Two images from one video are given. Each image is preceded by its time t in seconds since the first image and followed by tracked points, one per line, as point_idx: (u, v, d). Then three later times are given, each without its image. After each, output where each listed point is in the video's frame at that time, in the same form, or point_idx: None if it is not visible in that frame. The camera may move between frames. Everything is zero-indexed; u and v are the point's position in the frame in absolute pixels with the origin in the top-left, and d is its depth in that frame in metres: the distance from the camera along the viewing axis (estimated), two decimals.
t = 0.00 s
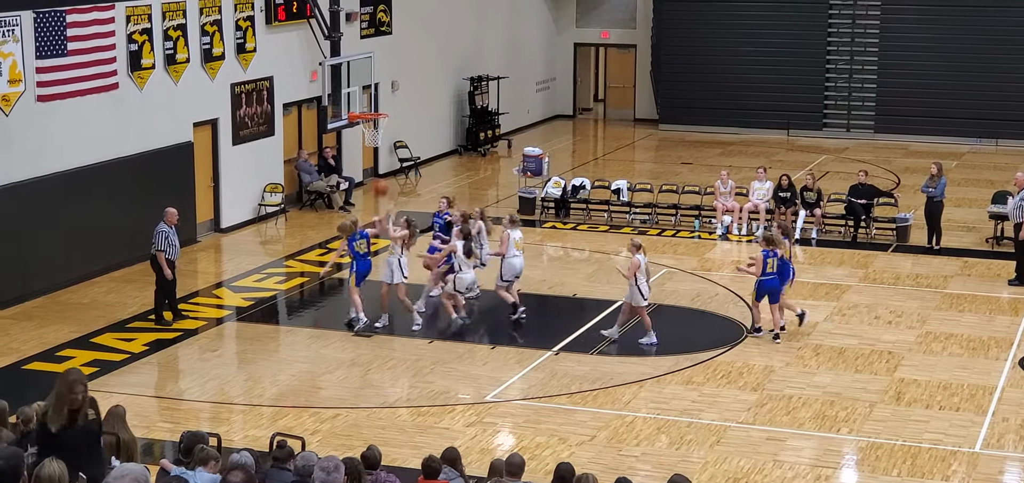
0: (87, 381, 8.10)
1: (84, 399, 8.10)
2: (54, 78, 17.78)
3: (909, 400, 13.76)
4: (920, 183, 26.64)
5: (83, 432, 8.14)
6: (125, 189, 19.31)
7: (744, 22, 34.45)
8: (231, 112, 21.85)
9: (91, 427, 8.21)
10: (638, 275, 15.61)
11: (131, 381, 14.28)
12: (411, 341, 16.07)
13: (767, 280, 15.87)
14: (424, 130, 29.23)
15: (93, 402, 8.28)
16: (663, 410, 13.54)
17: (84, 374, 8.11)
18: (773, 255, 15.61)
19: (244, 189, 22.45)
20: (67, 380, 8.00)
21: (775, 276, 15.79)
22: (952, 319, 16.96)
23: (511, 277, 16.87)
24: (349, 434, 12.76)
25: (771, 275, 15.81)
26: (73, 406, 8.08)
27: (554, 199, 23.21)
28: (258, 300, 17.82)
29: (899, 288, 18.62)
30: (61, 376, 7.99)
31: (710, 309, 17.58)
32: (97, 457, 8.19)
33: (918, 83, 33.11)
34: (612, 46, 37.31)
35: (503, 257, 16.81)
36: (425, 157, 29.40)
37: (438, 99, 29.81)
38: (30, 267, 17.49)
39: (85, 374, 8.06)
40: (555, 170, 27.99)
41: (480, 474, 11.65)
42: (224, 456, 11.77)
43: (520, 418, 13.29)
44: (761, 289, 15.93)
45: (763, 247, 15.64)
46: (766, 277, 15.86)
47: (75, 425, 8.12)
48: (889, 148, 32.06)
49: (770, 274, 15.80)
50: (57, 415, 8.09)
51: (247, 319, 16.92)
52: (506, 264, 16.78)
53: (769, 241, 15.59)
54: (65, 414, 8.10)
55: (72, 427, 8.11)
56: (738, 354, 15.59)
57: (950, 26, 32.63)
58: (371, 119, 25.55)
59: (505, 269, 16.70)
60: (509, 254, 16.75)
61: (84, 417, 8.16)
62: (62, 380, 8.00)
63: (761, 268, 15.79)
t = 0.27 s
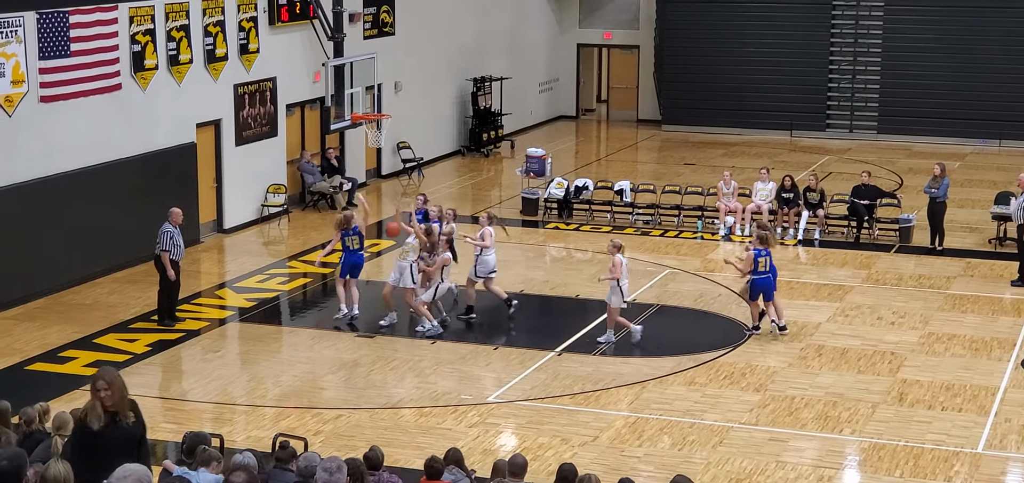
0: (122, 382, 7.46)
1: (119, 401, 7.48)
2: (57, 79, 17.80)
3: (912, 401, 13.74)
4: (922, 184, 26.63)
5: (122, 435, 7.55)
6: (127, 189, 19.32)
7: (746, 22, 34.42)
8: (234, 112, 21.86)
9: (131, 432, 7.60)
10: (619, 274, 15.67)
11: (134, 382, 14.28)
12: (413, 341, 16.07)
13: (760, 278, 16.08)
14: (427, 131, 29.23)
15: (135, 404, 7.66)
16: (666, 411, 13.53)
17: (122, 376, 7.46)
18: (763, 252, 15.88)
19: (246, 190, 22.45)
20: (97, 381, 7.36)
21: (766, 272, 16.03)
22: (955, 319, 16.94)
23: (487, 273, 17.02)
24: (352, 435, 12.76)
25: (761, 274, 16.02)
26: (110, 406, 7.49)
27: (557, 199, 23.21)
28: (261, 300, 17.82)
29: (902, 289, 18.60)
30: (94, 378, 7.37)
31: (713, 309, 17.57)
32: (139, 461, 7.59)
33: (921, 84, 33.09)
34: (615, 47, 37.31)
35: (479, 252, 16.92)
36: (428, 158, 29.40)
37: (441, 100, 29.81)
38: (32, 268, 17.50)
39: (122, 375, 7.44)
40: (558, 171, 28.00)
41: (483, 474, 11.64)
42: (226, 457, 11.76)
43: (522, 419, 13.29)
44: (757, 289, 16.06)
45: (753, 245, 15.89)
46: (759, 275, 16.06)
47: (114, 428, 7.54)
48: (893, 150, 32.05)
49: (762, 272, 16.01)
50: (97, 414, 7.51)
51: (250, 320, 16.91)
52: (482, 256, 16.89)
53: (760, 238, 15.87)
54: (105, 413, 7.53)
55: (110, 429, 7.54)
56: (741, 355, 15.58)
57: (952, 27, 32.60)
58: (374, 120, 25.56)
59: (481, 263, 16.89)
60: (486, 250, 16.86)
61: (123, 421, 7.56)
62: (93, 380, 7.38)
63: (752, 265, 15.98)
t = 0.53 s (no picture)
0: (149, 394, 7.67)
1: (141, 410, 7.70)
2: (60, 80, 17.81)
3: (914, 402, 13.73)
4: (925, 185, 26.60)
5: (141, 442, 7.79)
6: (130, 190, 19.32)
7: (749, 23, 34.40)
8: (237, 113, 21.86)
9: (152, 440, 7.81)
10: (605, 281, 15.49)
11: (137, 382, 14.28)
12: (416, 342, 16.07)
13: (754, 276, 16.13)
14: (430, 132, 29.22)
15: (166, 416, 7.86)
16: (669, 411, 13.53)
17: (150, 387, 7.70)
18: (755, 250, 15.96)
19: (249, 190, 22.46)
20: (128, 384, 7.66)
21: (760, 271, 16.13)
22: (958, 320, 16.92)
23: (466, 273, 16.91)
24: (355, 435, 12.76)
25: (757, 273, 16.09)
26: (132, 413, 7.73)
27: (560, 199, 23.20)
28: (264, 301, 17.82)
29: (905, 290, 18.58)
30: (127, 380, 7.68)
31: (716, 310, 17.56)
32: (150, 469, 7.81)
33: (924, 84, 33.06)
34: (618, 48, 37.31)
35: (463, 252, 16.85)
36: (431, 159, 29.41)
37: (444, 101, 29.81)
38: (35, 269, 17.51)
39: (150, 387, 7.67)
40: (561, 171, 28.01)
41: (486, 475, 11.64)
42: (229, 457, 11.76)
43: (525, 419, 13.28)
44: (756, 289, 16.15)
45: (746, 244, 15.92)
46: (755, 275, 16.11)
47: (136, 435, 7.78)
48: (896, 150, 32.04)
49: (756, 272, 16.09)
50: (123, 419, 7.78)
51: (252, 320, 16.91)
52: (465, 257, 16.84)
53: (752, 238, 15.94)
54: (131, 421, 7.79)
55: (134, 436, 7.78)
56: (744, 355, 15.58)
57: (955, 27, 32.56)
58: (377, 121, 25.56)
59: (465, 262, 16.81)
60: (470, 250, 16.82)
61: (147, 429, 7.78)
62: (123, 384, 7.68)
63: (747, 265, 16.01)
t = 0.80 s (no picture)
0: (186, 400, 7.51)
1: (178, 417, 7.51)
2: (62, 81, 17.82)
3: (917, 402, 13.72)
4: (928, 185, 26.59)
5: (173, 452, 7.55)
6: (132, 190, 19.33)
7: (751, 23, 34.41)
8: (239, 113, 21.87)
9: (183, 449, 7.59)
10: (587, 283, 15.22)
11: (139, 383, 14.29)
12: (418, 342, 16.07)
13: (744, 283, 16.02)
14: (432, 133, 29.24)
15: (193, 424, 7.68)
16: (671, 411, 13.52)
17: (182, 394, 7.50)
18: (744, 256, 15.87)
19: (251, 190, 22.47)
20: (159, 394, 7.43)
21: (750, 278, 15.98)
22: (960, 320, 16.91)
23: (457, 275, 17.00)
24: (357, 435, 12.76)
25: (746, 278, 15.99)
26: (166, 421, 7.52)
27: (562, 200, 23.21)
28: (266, 301, 17.82)
29: (907, 290, 18.56)
30: (155, 388, 7.46)
31: (718, 311, 17.55)
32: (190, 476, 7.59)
33: (925, 85, 33.05)
34: (620, 48, 37.30)
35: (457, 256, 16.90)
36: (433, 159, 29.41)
37: (446, 102, 29.81)
38: (38, 269, 17.52)
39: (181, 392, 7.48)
40: (563, 171, 28.02)
41: (488, 475, 11.64)
42: (232, 457, 11.77)
43: (527, 420, 13.28)
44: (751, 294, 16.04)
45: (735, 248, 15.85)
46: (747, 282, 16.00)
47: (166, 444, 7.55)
48: (898, 150, 32.02)
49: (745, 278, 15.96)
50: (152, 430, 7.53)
51: (254, 321, 16.92)
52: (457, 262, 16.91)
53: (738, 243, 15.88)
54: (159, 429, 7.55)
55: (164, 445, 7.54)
56: (746, 356, 15.57)
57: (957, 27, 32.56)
58: (380, 121, 25.56)
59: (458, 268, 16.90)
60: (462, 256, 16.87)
61: (177, 437, 7.58)
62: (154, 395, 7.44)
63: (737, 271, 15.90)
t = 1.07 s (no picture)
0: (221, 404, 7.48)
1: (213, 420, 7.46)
2: (64, 81, 17.83)
3: (918, 402, 13.71)
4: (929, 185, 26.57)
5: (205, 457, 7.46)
6: (133, 190, 19.32)
7: (752, 23, 34.40)
8: (240, 113, 21.86)
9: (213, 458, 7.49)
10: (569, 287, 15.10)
11: (141, 383, 14.28)
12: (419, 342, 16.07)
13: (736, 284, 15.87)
14: (434, 133, 29.24)
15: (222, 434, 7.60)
16: (672, 411, 13.51)
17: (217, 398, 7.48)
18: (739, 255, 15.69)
19: (253, 191, 22.46)
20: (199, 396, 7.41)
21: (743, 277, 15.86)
22: (961, 320, 16.90)
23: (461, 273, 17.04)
24: (358, 436, 12.75)
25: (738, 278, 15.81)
26: (200, 424, 7.44)
27: (563, 200, 23.21)
28: (267, 301, 17.82)
29: (909, 290, 18.54)
30: (191, 392, 7.45)
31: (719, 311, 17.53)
32: None
33: (927, 84, 33.03)
34: (621, 48, 37.28)
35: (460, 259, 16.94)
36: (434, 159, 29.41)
37: (448, 102, 29.80)
38: (39, 269, 17.51)
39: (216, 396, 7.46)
40: (565, 171, 28.01)
41: (490, 475, 11.63)
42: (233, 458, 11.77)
43: (529, 420, 13.27)
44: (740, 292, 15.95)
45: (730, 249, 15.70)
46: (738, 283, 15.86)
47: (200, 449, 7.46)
48: (899, 150, 32.00)
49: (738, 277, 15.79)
50: (188, 434, 7.44)
51: (256, 321, 16.91)
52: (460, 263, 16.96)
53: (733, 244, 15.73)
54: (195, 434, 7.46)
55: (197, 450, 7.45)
56: (747, 356, 15.56)
57: (958, 27, 32.55)
58: (381, 121, 25.56)
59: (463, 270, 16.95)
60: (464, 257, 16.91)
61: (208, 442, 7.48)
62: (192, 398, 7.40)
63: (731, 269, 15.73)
